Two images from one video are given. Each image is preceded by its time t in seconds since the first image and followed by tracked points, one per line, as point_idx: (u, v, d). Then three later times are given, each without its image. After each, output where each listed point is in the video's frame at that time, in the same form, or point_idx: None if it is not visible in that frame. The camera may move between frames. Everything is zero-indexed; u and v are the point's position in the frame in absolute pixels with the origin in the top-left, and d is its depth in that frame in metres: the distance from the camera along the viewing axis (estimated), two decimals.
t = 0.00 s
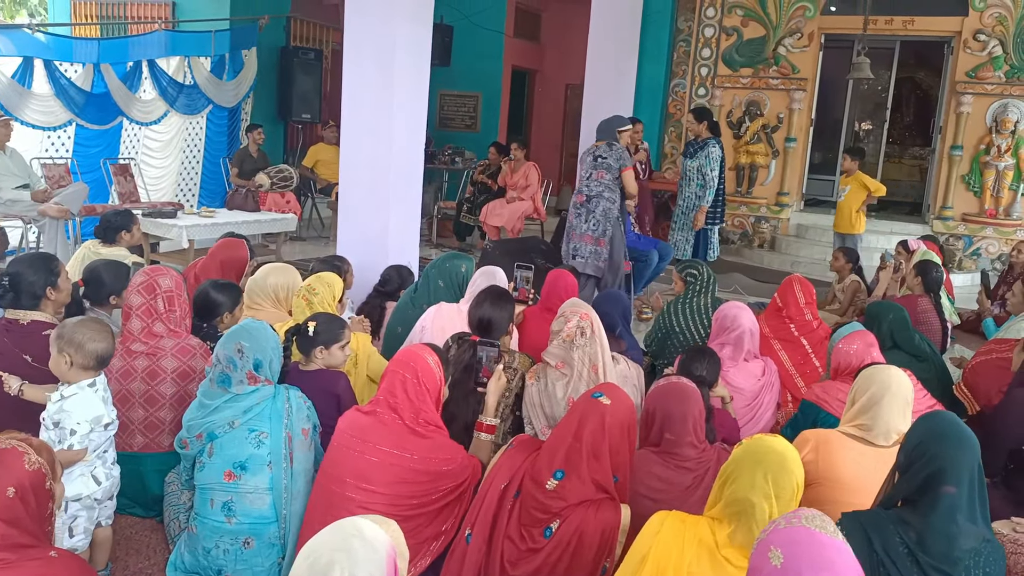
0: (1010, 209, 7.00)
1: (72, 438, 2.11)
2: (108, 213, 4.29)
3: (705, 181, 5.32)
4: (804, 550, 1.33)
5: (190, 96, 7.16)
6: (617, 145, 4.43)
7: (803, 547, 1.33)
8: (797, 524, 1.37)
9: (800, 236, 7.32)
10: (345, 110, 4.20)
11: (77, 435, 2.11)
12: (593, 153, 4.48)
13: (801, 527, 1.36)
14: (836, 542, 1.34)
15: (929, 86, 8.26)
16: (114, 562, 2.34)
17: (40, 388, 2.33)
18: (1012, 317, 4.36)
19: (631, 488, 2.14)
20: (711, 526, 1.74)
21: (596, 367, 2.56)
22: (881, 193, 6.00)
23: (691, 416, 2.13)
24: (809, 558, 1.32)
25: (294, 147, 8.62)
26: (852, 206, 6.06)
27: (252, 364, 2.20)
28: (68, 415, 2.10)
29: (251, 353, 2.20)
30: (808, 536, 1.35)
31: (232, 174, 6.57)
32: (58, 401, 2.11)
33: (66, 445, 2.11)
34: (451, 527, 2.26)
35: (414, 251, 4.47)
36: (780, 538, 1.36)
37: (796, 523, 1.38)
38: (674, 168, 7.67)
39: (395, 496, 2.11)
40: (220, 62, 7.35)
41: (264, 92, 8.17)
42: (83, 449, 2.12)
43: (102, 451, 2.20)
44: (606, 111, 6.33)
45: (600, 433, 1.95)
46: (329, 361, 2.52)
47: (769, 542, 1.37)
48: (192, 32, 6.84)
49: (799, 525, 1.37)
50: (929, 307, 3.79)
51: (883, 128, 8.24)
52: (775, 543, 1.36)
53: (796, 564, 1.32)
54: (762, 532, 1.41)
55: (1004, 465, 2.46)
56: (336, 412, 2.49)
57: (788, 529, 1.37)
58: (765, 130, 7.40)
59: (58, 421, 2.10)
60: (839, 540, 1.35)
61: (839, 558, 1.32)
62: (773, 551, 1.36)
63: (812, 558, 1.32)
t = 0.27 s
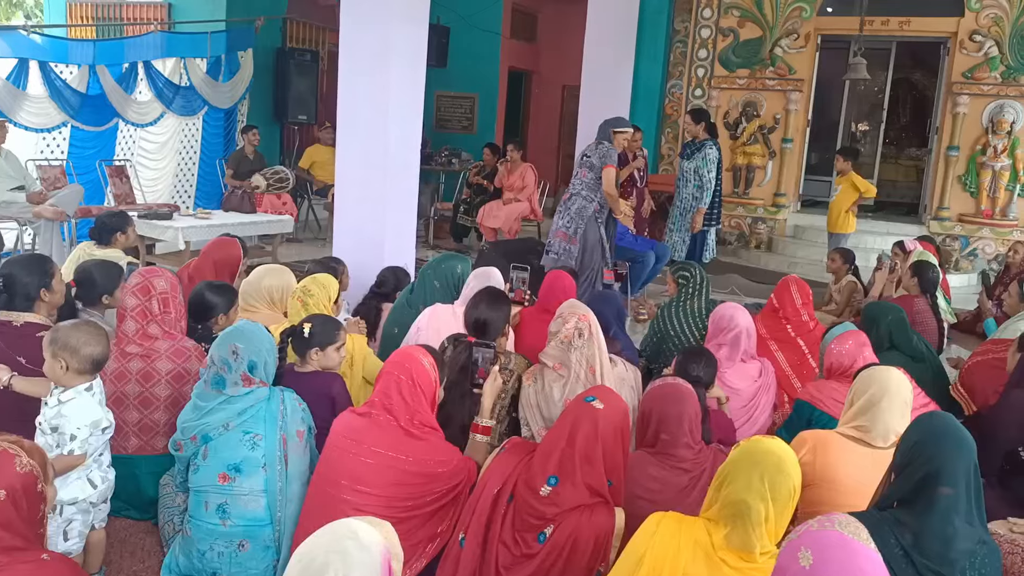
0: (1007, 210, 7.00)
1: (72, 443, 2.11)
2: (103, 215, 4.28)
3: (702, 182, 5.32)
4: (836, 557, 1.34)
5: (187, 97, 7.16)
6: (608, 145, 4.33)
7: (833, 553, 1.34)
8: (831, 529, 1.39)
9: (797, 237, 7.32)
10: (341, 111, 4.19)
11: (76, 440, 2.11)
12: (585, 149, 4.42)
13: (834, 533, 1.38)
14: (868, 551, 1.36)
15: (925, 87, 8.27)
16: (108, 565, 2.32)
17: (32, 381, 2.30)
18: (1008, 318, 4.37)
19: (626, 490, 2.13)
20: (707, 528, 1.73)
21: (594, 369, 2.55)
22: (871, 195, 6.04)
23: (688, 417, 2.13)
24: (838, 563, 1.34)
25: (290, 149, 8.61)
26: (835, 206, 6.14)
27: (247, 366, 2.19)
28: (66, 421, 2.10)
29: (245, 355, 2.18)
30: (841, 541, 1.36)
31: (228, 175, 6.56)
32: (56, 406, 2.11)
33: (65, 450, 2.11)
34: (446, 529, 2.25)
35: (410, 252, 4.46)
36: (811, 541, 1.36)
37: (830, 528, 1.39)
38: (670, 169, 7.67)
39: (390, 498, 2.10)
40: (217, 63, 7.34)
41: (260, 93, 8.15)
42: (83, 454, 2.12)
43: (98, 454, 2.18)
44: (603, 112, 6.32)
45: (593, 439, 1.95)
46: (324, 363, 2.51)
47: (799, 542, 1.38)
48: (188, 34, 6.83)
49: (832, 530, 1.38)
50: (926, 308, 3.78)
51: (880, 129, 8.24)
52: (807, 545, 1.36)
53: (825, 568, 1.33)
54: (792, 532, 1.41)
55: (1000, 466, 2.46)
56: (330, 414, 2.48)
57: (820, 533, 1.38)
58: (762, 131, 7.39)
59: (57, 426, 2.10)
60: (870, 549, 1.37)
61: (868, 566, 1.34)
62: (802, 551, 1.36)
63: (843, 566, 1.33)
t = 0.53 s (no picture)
0: (997, 208, 7.03)
1: (70, 450, 2.09)
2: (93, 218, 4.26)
3: (694, 183, 5.32)
4: (837, 557, 1.33)
5: (176, 101, 7.06)
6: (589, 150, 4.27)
7: (834, 553, 1.33)
8: (832, 529, 1.37)
9: (789, 236, 7.34)
10: (331, 113, 4.18)
11: (75, 446, 2.10)
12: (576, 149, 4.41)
13: (835, 533, 1.37)
14: (870, 553, 1.34)
15: (915, 86, 8.31)
16: (98, 571, 2.31)
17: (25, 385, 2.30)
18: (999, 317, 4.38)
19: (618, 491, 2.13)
20: (699, 528, 1.73)
21: (588, 370, 2.55)
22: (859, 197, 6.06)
23: (680, 417, 2.12)
24: (839, 564, 1.33)
25: (281, 151, 8.59)
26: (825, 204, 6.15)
27: (237, 369, 2.18)
28: (63, 427, 2.08)
29: (236, 359, 2.18)
30: (842, 543, 1.35)
31: (219, 178, 6.54)
32: (51, 412, 2.09)
33: (60, 457, 2.09)
34: (438, 532, 2.25)
35: (402, 254, 4.45)
36: (812, 541, 1.36)
37: (831, 528, 1.37)
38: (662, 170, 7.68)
39: (382, 501, 2.10)
40: (207, 66, 7.31)
41: (251, 96, 8.13)
42: (81, 461, 2.11)
43: (91, 460, 2.17)
44: (594, 113, 6.32)
45: (583, 442, 1.95)
46: (315, 365, 2.51)
47: (800, 543, 1.37)
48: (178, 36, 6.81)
49: (835, 531, 1.37)
50: (917, 306, 3.80)
51: (871, 128, 8.27)
52: (808, 545, 1.35)
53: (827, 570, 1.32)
54: (794, 532, 1.40)
55: (992, 463, 2.46)
56: (322, 417, 2.47)
57: (822, 533, 1.37)
58: (753, 131, 7.41)
59: (52, 433, 2.08)
60: (872, 550, 1.35)
61: (870, 568, 1.33)
62: (804, 553, 1.35)
63: (843, 566, 1.32)
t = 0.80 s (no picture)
0: (986, 207, 7.07)
1: (65, 455, 2.09)
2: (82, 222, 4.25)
3: (683, 183, 5.31)
4: (811, 556, 1.35)
5: (165, 104, 7.08)
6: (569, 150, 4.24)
7: (808, 552, 1.35)
8: (806, 528, 1.39)
9: (780, 237, 7.37)
10: (321, 116, 4.17)
11: (69, 451, 2.10)
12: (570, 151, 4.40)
13: (809, 531, 1.38)
14: (843, 549, 1.36)
15: (904, 86, 8.35)
16: None
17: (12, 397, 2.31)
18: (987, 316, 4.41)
19: (608, 492, 2.13)
20: (689, 528, 1.73)
21: (580, 372, 2.58)
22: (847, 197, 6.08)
23: (670, 417, 2.13)
24: (813, 563, 1.34)
25: (272, 153, 8.57)
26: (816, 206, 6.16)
27: (226, 373, 2.17)
28: (54, 433, 2.07)
29: (224, 363, 2.17)
30: (816, 541, 1.36)
31: (210, 181, 6.53)
32: (41, 419, 2.08)
33: (52, 463, 2.09)
34: (429, 534, 2.25)
35: (393, 256, 4.45)
36: (786, 540, 1.37)
37: (805, 527, 1.39)
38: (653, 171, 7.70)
39: (372, 504, 2.09)
40: (196, 69, 7.30)
41: (241, 98, 8.11)
42: (75, 465, 2.11)
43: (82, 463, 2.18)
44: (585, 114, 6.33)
45: (571, 446, 1.94)
46: (306, 368, 2.50)
47: (773, 544, 1.38)
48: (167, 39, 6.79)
49: (808, 529, 1.38)
50: (906, 305, 3.82)
51: (861, 128, 8.30)
52: (782, 544, 1.36)
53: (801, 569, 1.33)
54: (768, 532, 1.41)
55: (980, 461, 2.48)
56: (313, 420, 2.47)
57: (795, 532, 1.38)
58: (743, 131, 7.43)
59: (44, 439, 2.08)
60: (845, 546, 1.37)
61: (844, 565, 1.35)
62: (779, 553, 1.36)
63: (817, 564, 1.34)
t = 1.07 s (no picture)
0: (974, 206, 7.10)
1: (57, 455, 2.09)
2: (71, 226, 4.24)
3: (672, 183, 5.35)
4: (786, 553, 1.35)
5: (155, 106, 7.06)
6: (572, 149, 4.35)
7: (783, 549, 1.35)
8: (781, 525, 1.39)
9: (770, 236, 7.39)
10: (310, 118, 4.17)
11: (62, 451, 2.09)
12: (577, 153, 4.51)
13: (784, 529, 1.38)
14: (817, 544, 1.37)
15: (893, 85, 8.39)
16: None
17: None
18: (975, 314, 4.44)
19: (597, 492, 2.13)
20: (676, 527, 1.74)
21: (573, 373, 2.56)
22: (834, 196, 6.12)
23: (660, 417, 2.13)
24: (788, 560, 1.34)
25: (262, 155, 8.55)
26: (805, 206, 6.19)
27: (214, 376, 2.18)
28: (46, 434, 2.07)
29: (212, 365, 2.18)
30: (791, 537, 1.36)
31: (200, 184, 6.51)
32: (30, 421, 2.07)
33: (45, 465, 2.08)
34: (419, 535, 2.24)
35: (383, 258, 4.45)
36: (762, 539, 1.36)
37: (780, 523, 1.39)
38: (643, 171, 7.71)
39: (361, 505, 2.09)
40: (186, 71, 7.28)
41: (231, 100, 8.10)
42: (67, 465, 2.11)
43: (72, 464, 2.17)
44: (575, 115, 6.34)
45: (560, 446, 1.95)
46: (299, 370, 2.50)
47: (749, 542, 1.38)
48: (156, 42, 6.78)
49: (783, 527, 1.38)
50: (895, 304, 3.84)
51: (850, 127, 8.34)
52: (757, 543, 1.36)
53: (777, 567, 1.33)
54: (743, 531, 1.41)
55: (968, 458, 2.49)
56: (302, 422, 2.46)
57: (770, 530, 1.38)
58: (733, 131, 7.47)
59: (35, 441, 2.07)
60: (820, 542, 1.38)
61: (819, 562, 1.35)
62: (755, 550, 1.36)
63: (793, 562, 1.34)
